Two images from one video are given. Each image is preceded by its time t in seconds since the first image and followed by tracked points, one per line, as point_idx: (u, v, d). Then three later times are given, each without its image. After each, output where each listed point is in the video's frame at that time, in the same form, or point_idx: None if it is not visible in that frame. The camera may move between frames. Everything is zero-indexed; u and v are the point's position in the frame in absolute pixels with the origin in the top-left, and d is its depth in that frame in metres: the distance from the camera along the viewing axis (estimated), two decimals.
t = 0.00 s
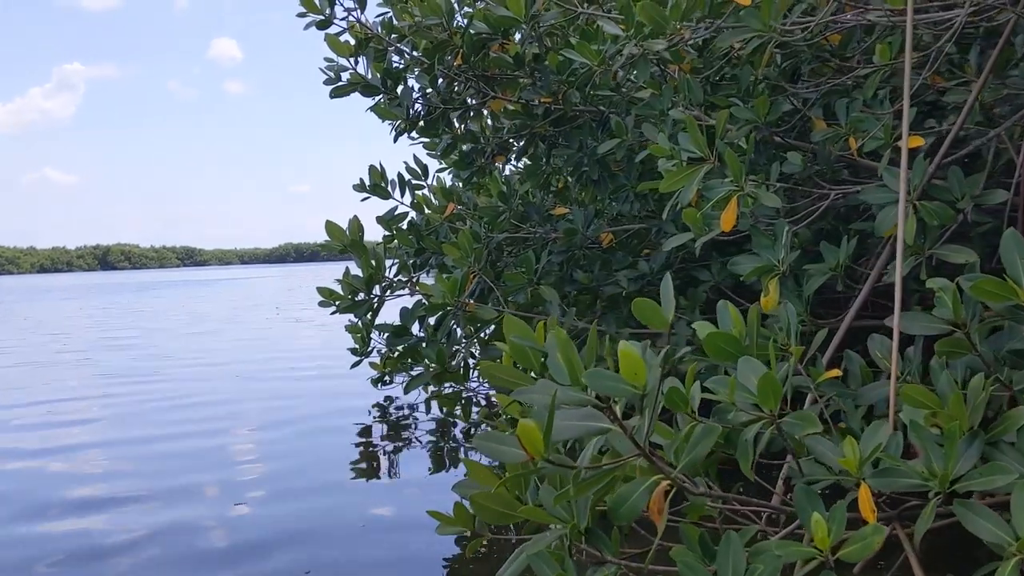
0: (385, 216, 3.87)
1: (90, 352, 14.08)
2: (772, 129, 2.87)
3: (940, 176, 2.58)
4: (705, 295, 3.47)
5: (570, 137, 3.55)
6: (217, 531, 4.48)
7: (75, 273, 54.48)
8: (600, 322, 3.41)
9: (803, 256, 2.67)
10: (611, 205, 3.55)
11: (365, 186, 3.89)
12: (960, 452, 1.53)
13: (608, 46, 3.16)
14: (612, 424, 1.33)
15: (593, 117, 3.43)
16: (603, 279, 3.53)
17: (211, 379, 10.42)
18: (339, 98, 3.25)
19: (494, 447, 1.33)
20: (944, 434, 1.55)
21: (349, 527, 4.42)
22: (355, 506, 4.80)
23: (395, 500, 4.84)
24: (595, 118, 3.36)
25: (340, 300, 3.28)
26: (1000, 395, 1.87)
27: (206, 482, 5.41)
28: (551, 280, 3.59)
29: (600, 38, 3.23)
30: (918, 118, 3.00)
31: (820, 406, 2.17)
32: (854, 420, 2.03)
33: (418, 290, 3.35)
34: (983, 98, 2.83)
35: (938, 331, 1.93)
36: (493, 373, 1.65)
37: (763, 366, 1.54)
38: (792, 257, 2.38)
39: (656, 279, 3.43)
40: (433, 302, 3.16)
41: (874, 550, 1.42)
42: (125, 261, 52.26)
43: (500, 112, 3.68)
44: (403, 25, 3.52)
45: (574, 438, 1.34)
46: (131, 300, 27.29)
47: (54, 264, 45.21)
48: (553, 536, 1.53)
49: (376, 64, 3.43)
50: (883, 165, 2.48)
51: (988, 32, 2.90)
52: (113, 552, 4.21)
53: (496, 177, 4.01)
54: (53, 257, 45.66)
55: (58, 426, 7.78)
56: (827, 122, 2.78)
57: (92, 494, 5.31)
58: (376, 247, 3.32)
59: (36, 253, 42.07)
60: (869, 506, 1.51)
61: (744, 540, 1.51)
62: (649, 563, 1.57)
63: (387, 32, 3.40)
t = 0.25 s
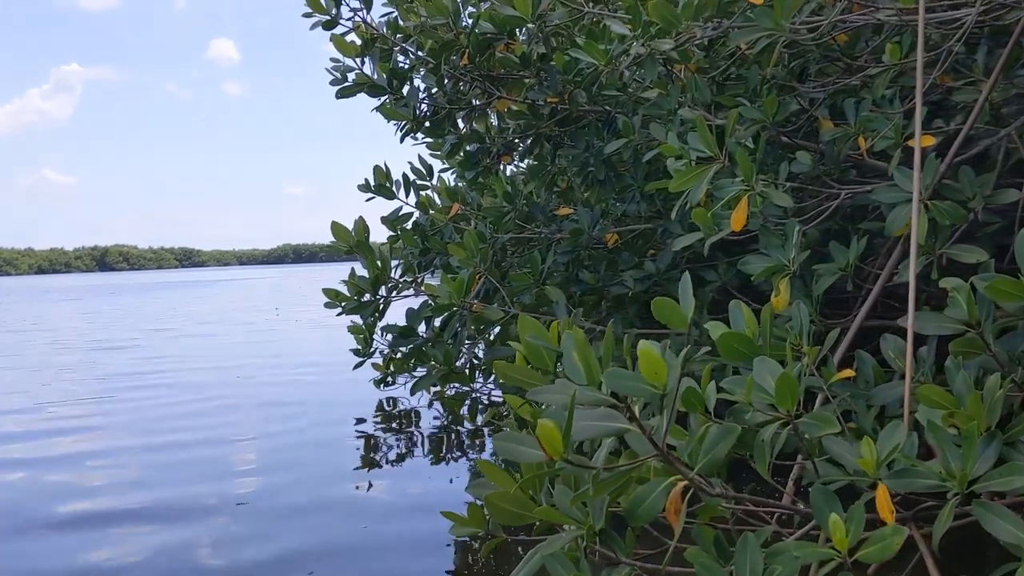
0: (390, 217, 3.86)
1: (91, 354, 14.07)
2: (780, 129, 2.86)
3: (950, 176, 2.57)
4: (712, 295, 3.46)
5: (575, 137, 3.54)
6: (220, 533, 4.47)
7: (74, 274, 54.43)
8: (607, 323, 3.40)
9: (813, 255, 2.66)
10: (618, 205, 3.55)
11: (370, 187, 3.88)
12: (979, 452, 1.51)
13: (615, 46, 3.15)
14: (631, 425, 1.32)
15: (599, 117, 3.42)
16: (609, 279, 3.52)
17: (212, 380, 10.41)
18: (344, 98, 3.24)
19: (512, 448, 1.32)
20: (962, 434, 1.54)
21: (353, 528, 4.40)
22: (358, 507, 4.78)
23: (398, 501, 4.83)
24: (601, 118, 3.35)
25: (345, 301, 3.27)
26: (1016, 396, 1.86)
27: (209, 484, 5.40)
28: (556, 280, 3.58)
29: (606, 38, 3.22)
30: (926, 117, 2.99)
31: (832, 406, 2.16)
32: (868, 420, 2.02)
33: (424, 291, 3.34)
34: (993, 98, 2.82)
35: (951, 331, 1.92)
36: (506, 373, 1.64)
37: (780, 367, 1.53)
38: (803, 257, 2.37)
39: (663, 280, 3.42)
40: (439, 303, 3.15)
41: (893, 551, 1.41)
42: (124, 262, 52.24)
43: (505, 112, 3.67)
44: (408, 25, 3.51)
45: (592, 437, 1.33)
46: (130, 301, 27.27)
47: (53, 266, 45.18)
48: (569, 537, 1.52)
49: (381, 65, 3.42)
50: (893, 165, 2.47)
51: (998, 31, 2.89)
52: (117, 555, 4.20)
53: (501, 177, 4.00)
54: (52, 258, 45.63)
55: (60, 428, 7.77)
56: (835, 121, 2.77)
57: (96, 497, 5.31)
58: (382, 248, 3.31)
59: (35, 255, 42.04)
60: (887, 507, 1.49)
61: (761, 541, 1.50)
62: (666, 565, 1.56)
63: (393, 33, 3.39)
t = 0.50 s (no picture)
0: (396, 216, 3.85)
1: (92, 353, 14.06)
2: (790, 128, 2.84)
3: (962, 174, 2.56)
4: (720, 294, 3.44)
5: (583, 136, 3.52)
6: (224, 529, 4.44)
7: (73, 274, 54.40)
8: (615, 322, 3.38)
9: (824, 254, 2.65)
10: (625, 204, 3.53)
11: (376, 186, 3.86)
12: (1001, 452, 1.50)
13: (623, 43, 3.14)
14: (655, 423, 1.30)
15: (606, 116, 3.41)
16: (617, 278, 3.50)
17: (214, 380, 10.39)
18: (351, 96, 3.22)
19: (535, 448, 1.31)
20: (984, 433, 1.52)
21: (355, 527, 4.38)
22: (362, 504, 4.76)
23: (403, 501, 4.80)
24: (609, 117, 3.34)
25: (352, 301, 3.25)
26: None
27: (213, 481, 5.38)
28: (564, 279, 3.56)
29: (614, 36, 3.21)
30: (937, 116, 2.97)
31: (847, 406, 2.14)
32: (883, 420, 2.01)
33: (432, 290, 3.32)
34: (1004, 96, 2.81)
35: (969, 330, 1.90)
36: (522, 372, 1.63)
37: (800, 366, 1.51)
38: (816, 256, 2.35)
39: (671, 279, 3.40)
40: (447, 303, 3.13)
41: (918, 552, 1.39)
42: (124, 262, 52.20)
43: (512, 111, 3.65)
44: (414, 23, 3.50)
45: (614, 436, 1.32)
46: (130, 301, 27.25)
47: (53, 266, 45.14)
48: (588, 538, 1.50)
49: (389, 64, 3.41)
50: (905, 163, 2.45)
51: (1009, 29, 2.88)
52: (120, 551, 4.18)
53: (508, 177, 3.98)
54: (51, 258, 45.59)
55: (62, 427, 7.76)
56: (846, 119, 2.76)
57: (98, 494, 5.29)
58: (389, 247, 3.30)
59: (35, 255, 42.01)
60: (910, 507, 1.46)
61: (783, 542, 1.49)
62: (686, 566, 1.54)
63: (400, 30, 3.38)
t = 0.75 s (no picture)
0: (403, 215, 3.84)
1: (94, 352, 14.05)
2: (800, 127, 2.83)
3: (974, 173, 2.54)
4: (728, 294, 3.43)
5: (590, 136, 3.51)
6: (229, 524, 4.43)
7: (74, 274, 54.40)
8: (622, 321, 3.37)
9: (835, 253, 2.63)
10: (633, 204, 3.52)
11: (383, 185, 3.85)
12: None
13: (632, 41, 3.13)
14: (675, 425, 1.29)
15: (614, 115, 3.40)
16: (625, 278, 3.48)
17: (216, 380, 10.38)
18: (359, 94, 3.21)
19: (554, 449, 1.30)
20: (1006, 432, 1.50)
21: (360, 524, 4.37)
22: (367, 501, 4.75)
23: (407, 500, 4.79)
24: (617, 116, 3.33)
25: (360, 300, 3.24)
26: None
27: (217, 478, 5.37)
28: (571, 279, 3.55)
29: (623, 34, 3.20)
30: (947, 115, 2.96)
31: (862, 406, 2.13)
32: (898, 421, 1.99)
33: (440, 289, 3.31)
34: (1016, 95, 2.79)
35: (985, 329, 1.89)
36: (538, 373, 1.62)
37: (819, 366, 1.50)
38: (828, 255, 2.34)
39: (679, 278, 3.39)
40: (455, 302, 3.12)
41: (940, 553, 1.38)
42: (125, 262, 52.19)
43: (519, 110, 3.64)
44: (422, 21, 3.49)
45: (633, 438, 1.30)
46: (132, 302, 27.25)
47: (54, 266, 45.14)
48: (605, 539, 1.49)
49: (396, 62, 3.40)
50: (918, 162, 2.44)
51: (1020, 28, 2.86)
52: (124, 545, 4.16)
53: (515, 176, 3.97)
54: (52, 258, 45.59)
55: (65, 424, 7.75)
56: (857, 118, 2.75)
57: (102, 492, 5.28)
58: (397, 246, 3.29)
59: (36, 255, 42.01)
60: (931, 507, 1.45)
61: (802, 543, 1.47)
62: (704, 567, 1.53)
63: (407, 28, 3.37)
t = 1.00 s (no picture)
0: (412, 215, 3.83)
1: (98, 353, 14.05)
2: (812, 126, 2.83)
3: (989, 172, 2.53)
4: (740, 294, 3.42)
5: (600, 135, 3.50)
6: (237, 528, 4.43)
7: (76, 274, 54.44)
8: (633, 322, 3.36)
9: (850, 253, 2.62)
10: (643, 203, 3.51)
11: (392, 185, 3.85)
12: None
13: (644, 41, 3.12)
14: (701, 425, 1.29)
15: (624, 114, 3.38)
16: (635, 277, 3.47)
17: (221, 380, 10.38)
18: (370, 94, 3.21)
19: (579, 448, 1.29)
20: None
21: (367, 525, 4.36)
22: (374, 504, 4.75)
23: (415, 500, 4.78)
24: (628, 115, 3.32)
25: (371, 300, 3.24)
26: None
27: (224, 481, 5.37)
28: (581, 278, 3.54)
29: (634, 34, 3.19)
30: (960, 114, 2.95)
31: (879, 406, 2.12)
32: (916, 420, 1.99)
33: (450, 289, 3.30)
34: None
35: (1005, 328, 1.88)
36: (557, 372, 1.61)
37: (842, 365, 1.49)
38: (844, 255, 2.33)
39: (689, 278, 3.38)
40: (466, 302, 3.11)
41: (965, 554, 1.37)
42: (127, 262, 52.22)
43: (529, 110, 3.63)
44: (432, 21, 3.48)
45: (660, 437, 1.30)
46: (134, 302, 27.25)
47: (56, 266, 45.17)
48: (628, 540, 1.48)
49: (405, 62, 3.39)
50: (934, 161, 2.43)
51: None
52: (132, 549, 4.16)
53: (523, 175, 3.96)
54: (54, 258, 45.62)
55: (70, 424, 7.75)
56: (871, 117, 2.74)
57: (110, 492, 5.26)
58: (408, 246, 3.29)
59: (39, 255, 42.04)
60: (956, 510, 1.44)
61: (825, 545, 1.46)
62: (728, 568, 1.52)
63: (416, 28, 3.36)
